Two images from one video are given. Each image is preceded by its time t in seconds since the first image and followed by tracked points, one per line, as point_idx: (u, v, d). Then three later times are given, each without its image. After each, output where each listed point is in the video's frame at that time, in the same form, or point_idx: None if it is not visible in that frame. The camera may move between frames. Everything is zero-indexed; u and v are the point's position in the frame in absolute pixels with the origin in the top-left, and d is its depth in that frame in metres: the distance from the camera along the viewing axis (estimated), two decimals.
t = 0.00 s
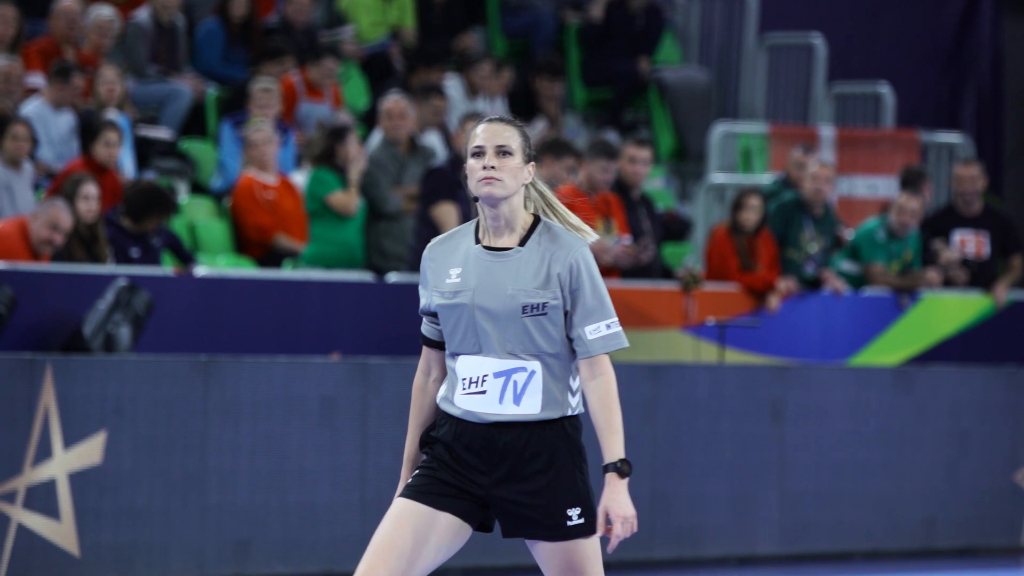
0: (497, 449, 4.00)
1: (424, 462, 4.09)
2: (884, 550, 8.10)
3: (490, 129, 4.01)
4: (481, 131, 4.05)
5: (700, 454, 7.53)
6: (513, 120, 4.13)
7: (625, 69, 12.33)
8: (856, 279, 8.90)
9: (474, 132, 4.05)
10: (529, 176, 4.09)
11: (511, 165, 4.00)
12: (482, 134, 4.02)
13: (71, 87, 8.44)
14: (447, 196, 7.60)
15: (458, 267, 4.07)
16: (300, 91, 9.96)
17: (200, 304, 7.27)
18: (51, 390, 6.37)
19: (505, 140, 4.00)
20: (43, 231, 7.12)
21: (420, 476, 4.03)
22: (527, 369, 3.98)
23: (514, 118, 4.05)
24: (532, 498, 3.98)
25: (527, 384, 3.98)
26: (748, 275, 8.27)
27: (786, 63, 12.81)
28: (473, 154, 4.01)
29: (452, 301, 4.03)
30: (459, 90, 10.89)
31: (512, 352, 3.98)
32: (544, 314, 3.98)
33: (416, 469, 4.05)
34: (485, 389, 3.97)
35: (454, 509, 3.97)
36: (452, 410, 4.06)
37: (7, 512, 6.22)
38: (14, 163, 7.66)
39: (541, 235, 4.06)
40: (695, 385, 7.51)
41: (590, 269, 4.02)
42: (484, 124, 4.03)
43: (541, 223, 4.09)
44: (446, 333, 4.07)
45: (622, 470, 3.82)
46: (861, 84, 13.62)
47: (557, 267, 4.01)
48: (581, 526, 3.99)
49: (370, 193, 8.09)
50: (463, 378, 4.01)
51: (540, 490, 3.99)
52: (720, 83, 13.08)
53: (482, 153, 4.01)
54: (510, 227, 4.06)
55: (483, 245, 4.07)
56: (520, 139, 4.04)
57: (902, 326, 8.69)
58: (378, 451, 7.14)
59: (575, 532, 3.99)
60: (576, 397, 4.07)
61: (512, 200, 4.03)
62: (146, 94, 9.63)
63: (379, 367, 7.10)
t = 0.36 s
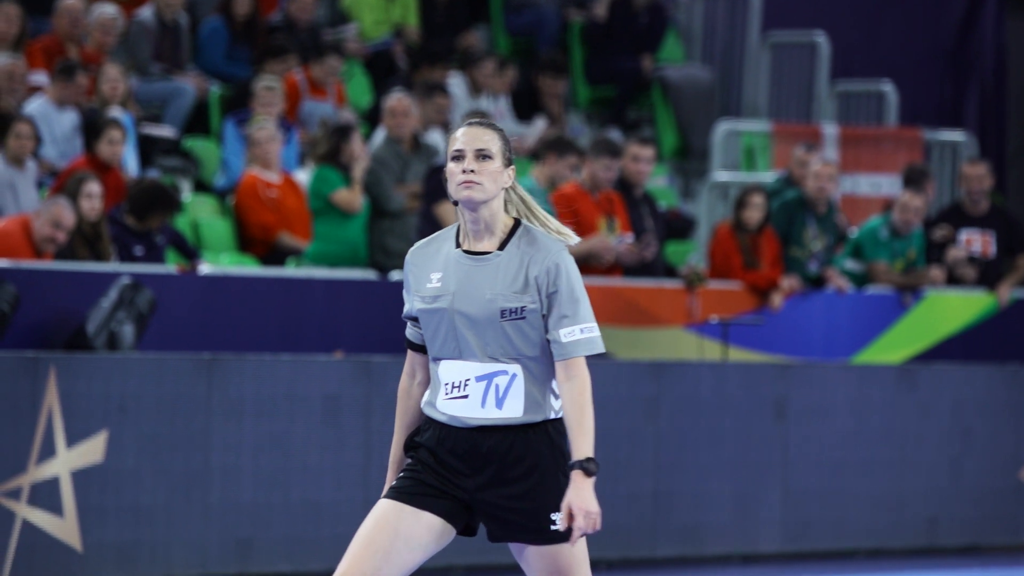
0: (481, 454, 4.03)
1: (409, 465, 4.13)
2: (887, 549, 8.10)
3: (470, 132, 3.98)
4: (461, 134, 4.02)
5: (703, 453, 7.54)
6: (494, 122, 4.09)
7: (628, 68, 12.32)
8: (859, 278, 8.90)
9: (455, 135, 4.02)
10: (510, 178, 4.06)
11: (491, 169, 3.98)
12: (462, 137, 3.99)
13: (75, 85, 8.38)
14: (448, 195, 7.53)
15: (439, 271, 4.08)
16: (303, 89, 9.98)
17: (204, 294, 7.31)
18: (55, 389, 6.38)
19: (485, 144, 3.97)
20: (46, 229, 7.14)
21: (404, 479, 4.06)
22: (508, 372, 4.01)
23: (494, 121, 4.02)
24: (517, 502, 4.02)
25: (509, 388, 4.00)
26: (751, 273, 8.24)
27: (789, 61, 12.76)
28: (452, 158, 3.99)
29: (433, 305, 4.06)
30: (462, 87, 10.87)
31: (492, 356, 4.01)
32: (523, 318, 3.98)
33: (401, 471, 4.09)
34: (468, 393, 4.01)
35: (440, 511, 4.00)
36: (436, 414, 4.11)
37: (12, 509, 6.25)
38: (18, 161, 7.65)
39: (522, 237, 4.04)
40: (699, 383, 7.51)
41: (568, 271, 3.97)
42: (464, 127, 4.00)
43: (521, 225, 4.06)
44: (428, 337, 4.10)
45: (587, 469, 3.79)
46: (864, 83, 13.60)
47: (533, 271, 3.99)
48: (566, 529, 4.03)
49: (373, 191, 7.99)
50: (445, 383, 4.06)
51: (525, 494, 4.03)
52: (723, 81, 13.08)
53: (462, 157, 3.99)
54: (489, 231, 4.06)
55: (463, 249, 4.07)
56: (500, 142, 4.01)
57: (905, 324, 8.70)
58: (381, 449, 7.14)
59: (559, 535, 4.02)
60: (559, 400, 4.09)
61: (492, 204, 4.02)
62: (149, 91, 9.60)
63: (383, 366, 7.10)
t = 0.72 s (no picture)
0: (460, 455, 3.99)
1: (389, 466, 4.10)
2: (893, 547, 8.10)
3: (448, 133, 3.97)
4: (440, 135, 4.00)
5: (708, 451, 7.54)
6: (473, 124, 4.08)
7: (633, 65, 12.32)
8: (864, 275, 8.85)
9: (433, 136, 4.01)
10: (489, 180, 4.04)
11: (469, 170, 3.96)
12: (441, 139, 3.98)
13: (80, 83, 8.32)
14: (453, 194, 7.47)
15: (417, 273, 4.05)
16: (307, 87, 10.01)
17: (210, 292, 7.35)
18: (59, 387, 6.39)
19: (463, 145, 3.96)
20: (49, 227, 7.13)
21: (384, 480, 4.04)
22: (485, 374, 3.96)
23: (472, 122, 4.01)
24: (498, 504, 3.97)
25: (487, 390, 3.96)
26: (756, 270, 8.21)
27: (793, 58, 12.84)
28: (431, 159, 3.97)
29: (411, 307, 4.03)
30: (467, 85, 10.83)
31: (469, 358, 3.98)
32: (499, 319, 3.94)
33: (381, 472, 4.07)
34: (446, 395, 3.97)
35: (418, 510, 3.96)
36: (416, 417, 4.08)
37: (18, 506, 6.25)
38: (22, 159, 7.64)
39: (500, 239, 4.02)
40: (703, 380, 7.53)
41: (543, 272, 3.93)
42: (443, 128, 3.98)
43: (500, 226, 4.04)
44: (406, 339, 4.07)
45: (550, 458, 3.67)
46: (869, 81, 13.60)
47: (509, 272, 3.95)
48: (548, 531, 3.94)
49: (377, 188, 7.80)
50: (424, 386, 4.02)
51: (506, 496, 3.98)
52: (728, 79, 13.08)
53: (440, 158, 3.96)
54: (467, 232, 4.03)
55: (441, 250, 4.04)
56: (479, 143, 4.00)
57: (910, 321, 8.69)
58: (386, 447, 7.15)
59: (541, 537, 3.94)
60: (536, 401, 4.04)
61: (470, 205, 4.00)
62: (153, 89, 9.60)
63: (387, 363, 7.11)
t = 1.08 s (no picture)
0: (436, 454, 3.95)
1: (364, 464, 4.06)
2: (899, 545, 8.10)
3: (427, 130, 3.96)
4: (419, 133, 4.00)
5: (714, 449, 7.55)
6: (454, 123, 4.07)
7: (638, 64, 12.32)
8: (870, 274, 8.89)
9: (412, 134, 4.00)
10: (468, 178, 4.02)
11: (447, 168, 3.94)
12: (420, 135, 3.97)
13: (87, 82, 8.27)
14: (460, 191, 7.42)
15: (395, 271, 4.00)
16: (313, 85, 9.98)
17: (218, 291, 7.37)
18: (66, 385, 6.40)
19: (442, 142, 3.94)
20: (54, 224, 7.21)
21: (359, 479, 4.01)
22: (459, 372, 3.92)
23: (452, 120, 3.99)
24: (473, 503, 3.91)
25: (461, 388, 3.92)
26: (763, 268, 8.19)
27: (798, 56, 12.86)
28: (410, 155, 3.95)
29: (386, 304, 3.98)
30: (473, 84, 10.80)
31: (443, 356, 3.93)
32: (472, 317, 3.90)
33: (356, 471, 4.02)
34: (421, 393, 3.93)
35: (395, 509, 3.93)
36: (393, 415, 4.03)
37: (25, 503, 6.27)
38: (29, 157, 7.64)
39: (477, 237, 3.98)
40: (710, 377, 7.53)
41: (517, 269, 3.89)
42: (422, 125, 3.97)
43: (477, 224, 4.00)
44: (382, 336, 4.03)
45: (512, 437, 3.64)
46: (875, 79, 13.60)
47: (482, 270, 3.91)
48: (525, 530, 3.89)
49: (384, 186, 7.83)
50: (400, 384, 3.98)
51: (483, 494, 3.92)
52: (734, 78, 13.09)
53: (419, 155, 3.95)
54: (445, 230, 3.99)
55: (418, 248, 3.99)
56: (458, 141, 3.98)
57: (917, 319, 8.66)
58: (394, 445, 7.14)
59: (517, 535, 3.89)
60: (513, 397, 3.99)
61: (448, 203, 3.96)
62: (160, 88, 9.61)
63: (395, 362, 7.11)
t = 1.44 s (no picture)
0: (416, 447, 3.95)
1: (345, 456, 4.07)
2: (907, 543, 8.10)
3: (408, 121, 3.94)
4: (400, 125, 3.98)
5: (721, 446, 7.57)
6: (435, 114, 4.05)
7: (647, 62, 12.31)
8: (878, 272, 8.90)
9: (394, 125, 3.98)
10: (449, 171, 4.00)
11: (428, 160, 3.92)
12: (401, 127, 3.95)
13: (95, 81, 8.16)
14: (470, 189, 7.42)
15: (375, 263, 3.98)
16: (321, 83, 9.97)
17: (226, 292, 7.40)
18: (73, 383, 6.42)
19: (424, 134, 3.93)
20: (60, 220, 7.18)
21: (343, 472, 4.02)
22: (434, 366, 3.90)
23: (433, 112, 3.98)
24: (451, 496, 3.92)
25: (437, 381, 3.91)
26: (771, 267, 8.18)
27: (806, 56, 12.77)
28: (390, 147, 3.93)
29: (365, 296, 3.96)
30: (481, 82, 10.78)
31: (417, 350, 3.91)
32: (447, 311, 3.88)
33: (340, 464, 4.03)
34: (397, 386, 3.92)
35: (377, 501, 3.94)
36: (372, 406, 4.03)
37: (33, 501, 6.30)
38: (37, 155, 7.65)
39: (456, 229, 3.95)
40: (718, 375, 7.55)
41: (490, 260, 3.86)
42: (403, 117, 3.95)
43: (457, 216, 3.98)
44: (359, 327, 4.01)
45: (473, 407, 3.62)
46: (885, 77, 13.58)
47: (458, 262, 3.89)
48: (500, 525, 3.90)
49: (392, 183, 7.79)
50: (377, 377, 3.97)
51: (461, 489, 3.92)
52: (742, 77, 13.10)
53: (400, 147, 3.93)
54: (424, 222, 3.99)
55: (397, 241, 3.98)
56: (440, 133, 3.97)
57: (925, 318, 8.64)
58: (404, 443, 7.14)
59: (493, 531, 3.90)
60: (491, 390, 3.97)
61: (429, 195, 3.95)
62: (168, 86, 9.64)
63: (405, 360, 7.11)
